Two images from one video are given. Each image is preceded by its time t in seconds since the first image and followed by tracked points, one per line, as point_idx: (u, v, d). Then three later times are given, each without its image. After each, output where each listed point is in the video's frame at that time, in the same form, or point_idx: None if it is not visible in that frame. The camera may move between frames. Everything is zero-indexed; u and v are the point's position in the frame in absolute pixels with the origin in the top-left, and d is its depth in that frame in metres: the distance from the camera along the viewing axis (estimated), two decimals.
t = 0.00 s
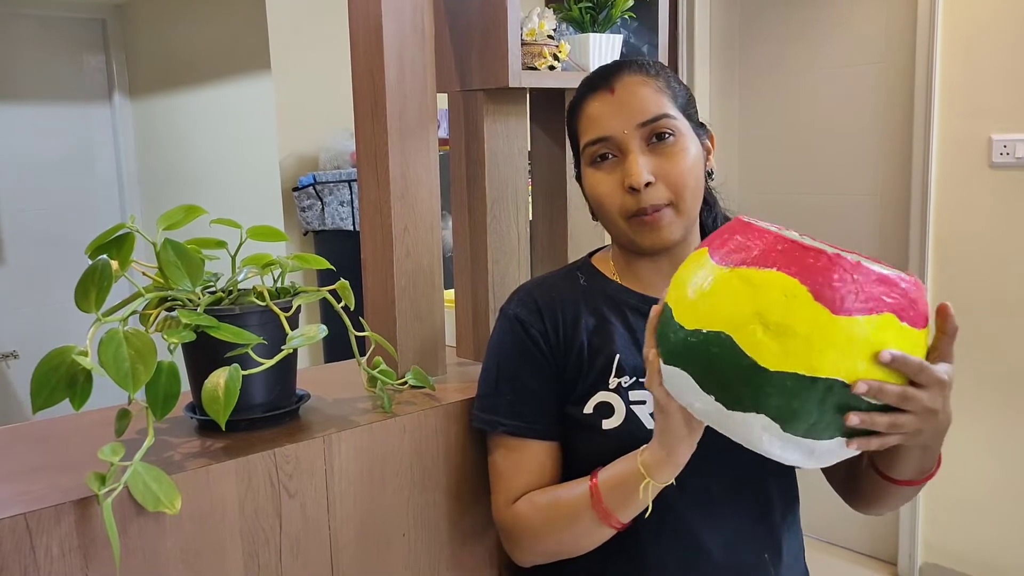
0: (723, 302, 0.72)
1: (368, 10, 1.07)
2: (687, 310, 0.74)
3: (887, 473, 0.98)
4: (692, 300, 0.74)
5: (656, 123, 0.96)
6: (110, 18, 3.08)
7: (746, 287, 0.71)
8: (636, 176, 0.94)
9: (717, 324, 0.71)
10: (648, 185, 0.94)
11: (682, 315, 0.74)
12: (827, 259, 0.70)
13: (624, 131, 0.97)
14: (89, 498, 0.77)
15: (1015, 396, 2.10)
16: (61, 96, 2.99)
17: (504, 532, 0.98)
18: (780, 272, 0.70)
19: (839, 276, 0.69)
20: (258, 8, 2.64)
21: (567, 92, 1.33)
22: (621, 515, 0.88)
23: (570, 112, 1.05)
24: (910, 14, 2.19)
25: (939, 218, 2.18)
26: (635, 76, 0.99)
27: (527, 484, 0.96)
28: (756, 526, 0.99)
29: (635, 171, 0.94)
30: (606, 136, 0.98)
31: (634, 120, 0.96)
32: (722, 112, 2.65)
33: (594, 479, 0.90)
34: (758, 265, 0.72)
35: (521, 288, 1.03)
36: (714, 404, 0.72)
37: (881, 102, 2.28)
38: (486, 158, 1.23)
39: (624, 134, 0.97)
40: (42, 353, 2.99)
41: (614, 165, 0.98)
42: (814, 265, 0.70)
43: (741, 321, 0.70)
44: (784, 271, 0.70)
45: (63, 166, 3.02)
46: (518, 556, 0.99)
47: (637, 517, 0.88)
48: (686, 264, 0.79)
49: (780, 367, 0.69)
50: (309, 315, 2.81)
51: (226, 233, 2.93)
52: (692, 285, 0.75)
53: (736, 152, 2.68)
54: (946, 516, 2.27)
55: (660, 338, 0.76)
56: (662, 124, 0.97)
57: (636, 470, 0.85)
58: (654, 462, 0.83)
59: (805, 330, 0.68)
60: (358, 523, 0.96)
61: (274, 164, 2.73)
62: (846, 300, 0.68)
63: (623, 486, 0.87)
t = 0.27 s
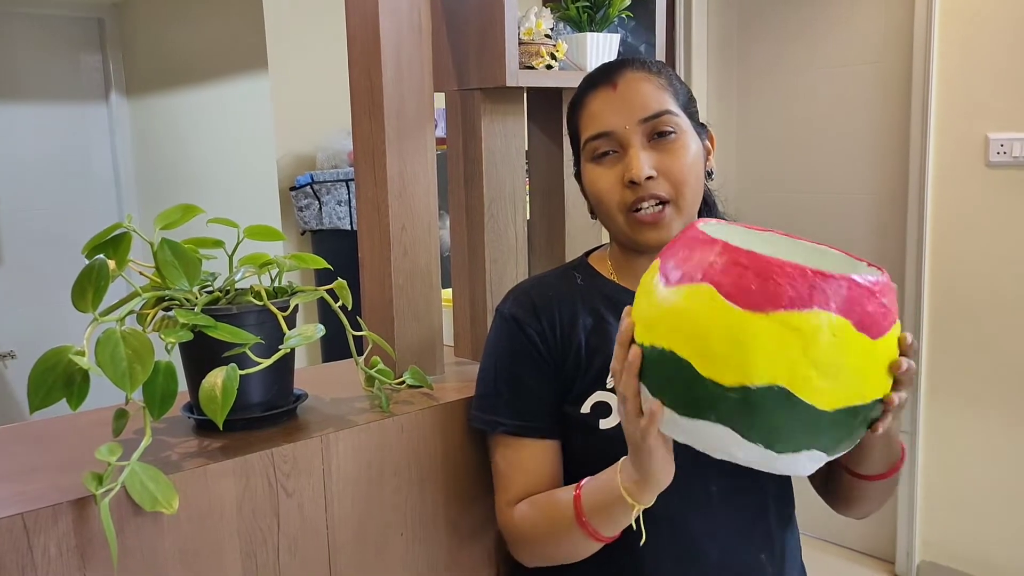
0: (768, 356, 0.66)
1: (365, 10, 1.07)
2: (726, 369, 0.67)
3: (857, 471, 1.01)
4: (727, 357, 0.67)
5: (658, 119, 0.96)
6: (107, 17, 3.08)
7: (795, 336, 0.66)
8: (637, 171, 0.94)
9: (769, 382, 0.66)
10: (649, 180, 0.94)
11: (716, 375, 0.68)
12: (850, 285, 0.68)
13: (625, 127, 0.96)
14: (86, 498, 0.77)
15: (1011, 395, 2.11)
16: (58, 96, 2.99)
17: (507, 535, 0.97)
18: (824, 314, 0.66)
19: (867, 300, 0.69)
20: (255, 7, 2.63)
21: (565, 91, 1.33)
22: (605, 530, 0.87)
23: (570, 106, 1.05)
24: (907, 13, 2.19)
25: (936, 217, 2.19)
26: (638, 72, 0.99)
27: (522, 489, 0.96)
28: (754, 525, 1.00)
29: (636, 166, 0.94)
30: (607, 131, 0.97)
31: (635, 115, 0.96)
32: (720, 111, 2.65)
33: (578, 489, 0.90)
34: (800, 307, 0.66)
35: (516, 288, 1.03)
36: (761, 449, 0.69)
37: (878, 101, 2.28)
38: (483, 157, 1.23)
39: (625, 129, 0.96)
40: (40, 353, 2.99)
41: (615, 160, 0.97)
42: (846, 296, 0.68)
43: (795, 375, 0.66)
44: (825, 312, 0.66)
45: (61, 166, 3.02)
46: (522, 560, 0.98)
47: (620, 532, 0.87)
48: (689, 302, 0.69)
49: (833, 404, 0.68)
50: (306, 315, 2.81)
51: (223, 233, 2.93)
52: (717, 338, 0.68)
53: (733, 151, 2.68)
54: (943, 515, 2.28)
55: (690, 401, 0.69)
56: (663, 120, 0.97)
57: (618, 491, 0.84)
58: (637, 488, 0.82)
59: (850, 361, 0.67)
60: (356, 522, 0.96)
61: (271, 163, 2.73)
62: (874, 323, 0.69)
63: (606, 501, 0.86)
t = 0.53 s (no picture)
0: (858, 388, 0.63)
1: (362, 8, 1.07)
2: (823, 410, 0.62)
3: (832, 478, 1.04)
4: (824, 396, 0.62)
5: (658, 115, 0.97)
6: (104, 16, 3.07)
7: (868, 364, 0.63)
8: (637, 165, 0.94)
9: (858, 412, 0.64)
10: (648, 175, 0.94)
11: (816, 417, 0.63)
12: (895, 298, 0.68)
13: (625, 123, 0.96)
14: (83, 497, 0.76)
15: (1008, 393, 2.11)
16: (54, 95, 2.98)
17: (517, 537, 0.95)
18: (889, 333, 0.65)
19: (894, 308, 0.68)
20: (252, 5, 2.63)
21: (563, 89, 1.33)
22: (612, 542, 0.85)
23: (570, 103, 1.05)
24: (904, 11, 2.19)
25: (933, 216, 2.19)
26: (638, 70, 0.99)
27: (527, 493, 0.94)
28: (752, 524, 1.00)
29: (636, 161, 0.94)
30: (606, 127, 0.97)
31: (635, 111, 0.96)
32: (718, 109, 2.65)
33: (585, 496, 0.87)
34: (869, 335, 0.63)
35: (513, 287, 1.03)
36: (822, 467, 0.68)
37: (875, 100, 2.28)
38: (481, 156, 1.23)
39: (625, 125, 0.96)
40: (36, 352, 2.99)
41: (615, 156, 0.97)
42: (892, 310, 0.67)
43: (873, 398, 0.65)
44: (889, 331, 0.65)
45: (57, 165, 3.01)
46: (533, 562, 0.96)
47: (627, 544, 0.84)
48: (777, 343, 0.61)
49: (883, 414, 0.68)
50: (304, 314, 2.81)
51: (220, 232, 2.93)
52: (815, 379, 0.62)
53: (731, 150, 2.68)
54: (940, 513, 2.28)
55: (780, 444, 0.64)
56: (663, 116, 0.97)
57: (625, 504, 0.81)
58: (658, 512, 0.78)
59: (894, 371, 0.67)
60: (354, 522, 0.96)
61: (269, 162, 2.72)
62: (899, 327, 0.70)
63: (611, 513, 0.83)
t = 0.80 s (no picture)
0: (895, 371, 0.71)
1: (361, 8, 1.07)
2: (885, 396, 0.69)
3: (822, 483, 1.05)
4: (886, 384, 0.68)
5: (658, 121, 0.96)
6: (101, 15, 3.07)
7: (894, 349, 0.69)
8: (638, 172, 0.94)
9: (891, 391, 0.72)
10: (650, 181, 0.94)
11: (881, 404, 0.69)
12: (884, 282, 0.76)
13: (626, 129, 0.96)
14: (81, 497, 0.76)
15: (1006, 392, 2.12)
16: (52, 93, 2.98)
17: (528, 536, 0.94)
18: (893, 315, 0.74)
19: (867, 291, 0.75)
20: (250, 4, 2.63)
21: (561, 89, 1.33)
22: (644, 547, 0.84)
23: (568, 107, 1.04)
24: (902, 10, 2.19)
25: (931, 215, 2.19)
26: (638, 73, 0.99)
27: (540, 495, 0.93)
28: (751, 523, 1.00)
29: (637, 168, 0.94)
30: (608, 133, 0.97)
31: (636, 117, 0.96)
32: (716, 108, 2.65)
33: (612, 500, 0.86)
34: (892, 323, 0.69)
35: (511, 287, 1.03)
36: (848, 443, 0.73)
37: (873, 99, 2.28)
38: (479, 156, 1.23)
39: (626, 131, 0.96)
40: (33, 351, 2.98)
41: (616, 162, 0.97)
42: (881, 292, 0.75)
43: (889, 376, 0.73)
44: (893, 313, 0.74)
45: (54, 164, 3.01)
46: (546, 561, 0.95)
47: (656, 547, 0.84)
48: (862, 348, 0.65)
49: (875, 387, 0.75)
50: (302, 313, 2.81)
51: (218, 231, 2.93)
52: (883, 370, 0.68)
53: (729, 149, 2.68)
54: (938, 512, 2.29)
55: (855, 434, 0.69)
56: (664, 122, 0.97)
57: (656, 505, 0.80)
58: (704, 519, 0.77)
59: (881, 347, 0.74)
60: (352, 522, 0.96)
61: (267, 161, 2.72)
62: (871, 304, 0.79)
63: (641, 517, 0.82)
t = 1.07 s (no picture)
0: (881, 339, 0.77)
1: (359, 8, 1.07)
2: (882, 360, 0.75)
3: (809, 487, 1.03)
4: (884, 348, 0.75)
5: (663, 118, 0.97)
6: (99, 14, 3.06)
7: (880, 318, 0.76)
8: (643, 167, 0.94)
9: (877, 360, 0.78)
10: (654, 177, 0.95)
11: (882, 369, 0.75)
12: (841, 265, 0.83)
13: (631, 124, 0.96)
14: (79, 497, 0.76)
15: (1004, 392, 2.12)
16: (50, 93, 2.98)
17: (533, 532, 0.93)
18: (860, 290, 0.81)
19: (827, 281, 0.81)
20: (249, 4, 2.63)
21: (559, 89, 1.33)
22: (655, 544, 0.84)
23: (573, 101, 1.04)
24: (900, 10, 2.20)
25: (929, 215, 2.19)
26: (644, 71, 0.99)
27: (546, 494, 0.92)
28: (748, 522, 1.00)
29: (641, 163, 0.95)
30: (613, 128, 0.97)
31: (641, 112, 0.97)
32: (713, 108, 2.66)
33: (627, 498, 0.86)
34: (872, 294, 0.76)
35: (510, 283, 1.03)
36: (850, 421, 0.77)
37: (871, 99, 2.28)
38: (477, 155, 1.23)
39: (631, 126, 0.96)
40: (31, 351, 2.98)
41: (619, 157, 0.97)
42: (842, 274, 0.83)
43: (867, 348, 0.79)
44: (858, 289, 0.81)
45: (52, 164, 3.00)
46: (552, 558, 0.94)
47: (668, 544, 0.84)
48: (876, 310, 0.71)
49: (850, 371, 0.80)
50: (301, 313, 2.81)
51: (216, 231, 2.93)
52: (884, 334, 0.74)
53: (727, 149, 2.69)
54: (937, 512, 2.29)
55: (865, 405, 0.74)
56: (668, 119, 0.97)
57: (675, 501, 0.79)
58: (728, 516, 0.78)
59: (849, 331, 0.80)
60: (350, 521, 0.96)
61: (265, 161, 2.73)
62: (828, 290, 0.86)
63: (658, 514, 0.82)
